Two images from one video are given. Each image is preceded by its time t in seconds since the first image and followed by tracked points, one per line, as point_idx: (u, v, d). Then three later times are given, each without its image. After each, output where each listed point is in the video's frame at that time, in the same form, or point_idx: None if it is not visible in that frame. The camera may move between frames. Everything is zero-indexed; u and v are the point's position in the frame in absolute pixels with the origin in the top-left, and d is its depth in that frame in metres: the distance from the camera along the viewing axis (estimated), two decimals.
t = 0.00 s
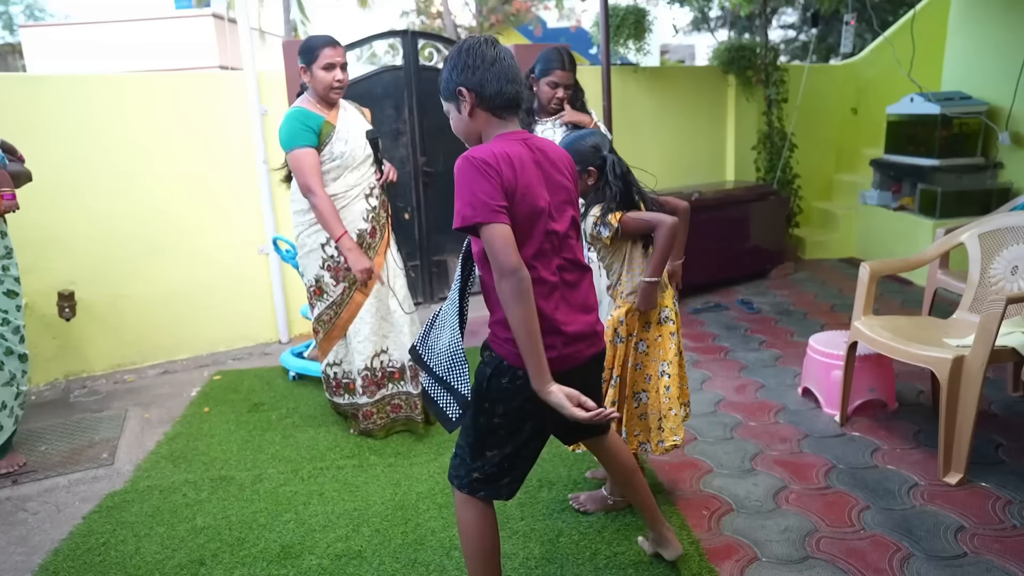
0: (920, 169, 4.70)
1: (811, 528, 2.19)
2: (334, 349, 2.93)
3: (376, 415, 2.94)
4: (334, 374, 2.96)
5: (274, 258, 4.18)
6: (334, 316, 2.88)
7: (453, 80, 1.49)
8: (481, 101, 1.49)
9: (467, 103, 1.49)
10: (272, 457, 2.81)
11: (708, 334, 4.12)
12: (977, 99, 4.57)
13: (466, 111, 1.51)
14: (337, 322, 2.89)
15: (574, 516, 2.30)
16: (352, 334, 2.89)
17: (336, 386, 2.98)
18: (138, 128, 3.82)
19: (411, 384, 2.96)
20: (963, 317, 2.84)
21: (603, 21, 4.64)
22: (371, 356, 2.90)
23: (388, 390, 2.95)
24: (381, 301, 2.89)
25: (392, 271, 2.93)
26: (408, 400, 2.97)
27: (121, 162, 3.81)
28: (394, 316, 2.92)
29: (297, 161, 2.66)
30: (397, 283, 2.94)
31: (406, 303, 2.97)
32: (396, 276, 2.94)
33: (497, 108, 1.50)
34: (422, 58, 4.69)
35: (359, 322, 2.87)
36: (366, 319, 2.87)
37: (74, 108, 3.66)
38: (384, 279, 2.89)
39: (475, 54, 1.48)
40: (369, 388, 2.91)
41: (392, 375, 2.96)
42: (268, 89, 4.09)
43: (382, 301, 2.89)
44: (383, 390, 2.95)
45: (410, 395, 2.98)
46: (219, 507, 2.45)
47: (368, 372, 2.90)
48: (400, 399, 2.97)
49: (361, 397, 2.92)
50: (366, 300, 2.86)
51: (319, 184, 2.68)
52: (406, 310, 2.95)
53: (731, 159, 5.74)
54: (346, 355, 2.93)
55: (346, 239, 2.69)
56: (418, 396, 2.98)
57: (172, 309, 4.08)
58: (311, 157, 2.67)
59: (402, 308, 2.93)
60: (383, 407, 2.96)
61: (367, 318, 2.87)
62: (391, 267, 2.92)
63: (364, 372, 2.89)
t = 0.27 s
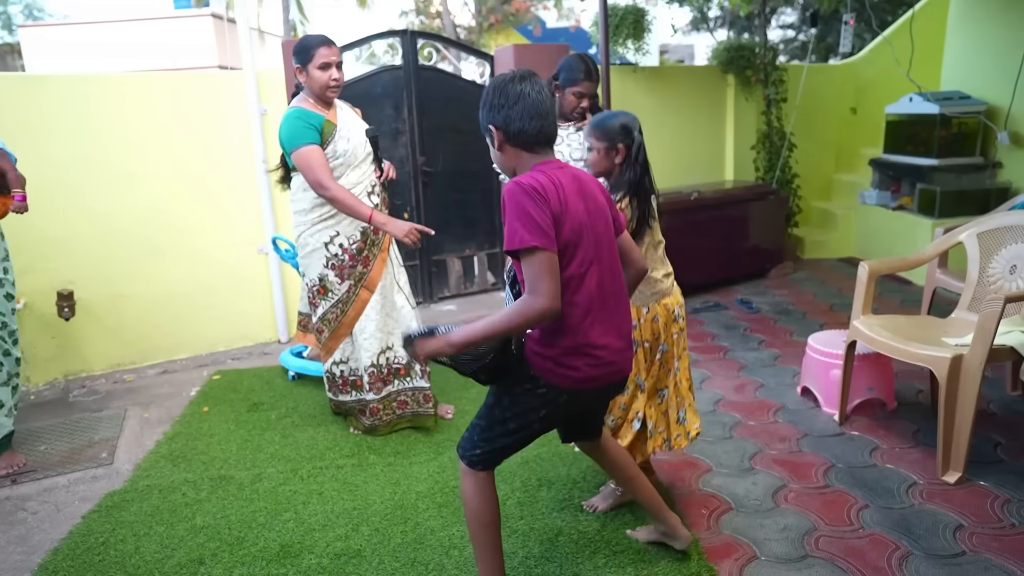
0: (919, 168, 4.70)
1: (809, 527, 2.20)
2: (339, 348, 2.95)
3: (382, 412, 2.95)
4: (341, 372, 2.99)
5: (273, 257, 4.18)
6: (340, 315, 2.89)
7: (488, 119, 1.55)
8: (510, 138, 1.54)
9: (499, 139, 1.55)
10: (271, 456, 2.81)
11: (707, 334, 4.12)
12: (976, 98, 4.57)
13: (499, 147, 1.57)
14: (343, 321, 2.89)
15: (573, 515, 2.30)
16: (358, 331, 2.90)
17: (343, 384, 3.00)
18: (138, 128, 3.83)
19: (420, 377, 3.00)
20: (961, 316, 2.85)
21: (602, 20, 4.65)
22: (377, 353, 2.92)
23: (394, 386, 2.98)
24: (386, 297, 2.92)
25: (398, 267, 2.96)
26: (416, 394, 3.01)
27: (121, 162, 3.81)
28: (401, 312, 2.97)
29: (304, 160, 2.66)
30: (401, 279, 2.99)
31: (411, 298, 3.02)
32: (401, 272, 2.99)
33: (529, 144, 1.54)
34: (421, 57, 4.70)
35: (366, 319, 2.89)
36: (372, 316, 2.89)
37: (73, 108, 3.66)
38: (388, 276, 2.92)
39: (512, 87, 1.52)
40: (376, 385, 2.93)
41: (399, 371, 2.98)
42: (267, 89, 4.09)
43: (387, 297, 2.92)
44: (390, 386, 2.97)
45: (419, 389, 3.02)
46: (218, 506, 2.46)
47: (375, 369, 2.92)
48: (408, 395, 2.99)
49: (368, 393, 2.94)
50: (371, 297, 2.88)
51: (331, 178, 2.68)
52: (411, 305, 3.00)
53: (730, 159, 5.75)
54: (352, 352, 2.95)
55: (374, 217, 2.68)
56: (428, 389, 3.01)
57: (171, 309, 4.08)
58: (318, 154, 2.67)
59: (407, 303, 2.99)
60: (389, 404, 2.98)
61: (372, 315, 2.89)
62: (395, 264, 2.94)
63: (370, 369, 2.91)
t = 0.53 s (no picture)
0: (917, 169, 4.71)
1: (806, 527, 2.20)
2: (339, 348, 2.96)
3: (383, 410, 2.98)
4: (339, 372, 2.99)
5: (271, 258, 4.18)
6: (340, 315, 2.91)
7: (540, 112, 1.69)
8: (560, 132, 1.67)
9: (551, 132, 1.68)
10: (270, 457, 2.82)
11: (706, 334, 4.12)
12: (974, 99, 4.58)
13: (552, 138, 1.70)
14: (343, 321, 2.91)
15: (571, 515, 2.30)
16: (358, 331, 2.91)
17: (341, 384, 3.00)
18: (137, 129, 3.83)
19: (420, 377, 3.02)
20: (959, 316, 2.85)
21: (601, 21, 4.65)
22: (377, 352, 2.93)
23: (394, 384, 3.01)
24: (387, 298, 2.94)
25: (398, 267, 2.97)
26: (416, 393, 3.03)
27: (121, 162, 3.82)
28: (402, 313, 2.99)
29: (299, 164, 2.66)
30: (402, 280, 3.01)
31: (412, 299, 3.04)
32: (403, 273, 3.00)
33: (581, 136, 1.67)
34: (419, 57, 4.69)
35: (366, 319, 2.90)
36: (373, 317, 2.90)
37: (72, 109, 3.67)
38: (388, 277, 2.92)
39: (563, 86, 1.64)
40: (376, 383, 2.96)
41: (398, 370, 3.01)
42: (266, 89, 4.10)
43: (388, 298, 2.93)
44: (389, 385, 3.00)
45: (419, 388, 3.04)
46: (216, 506, 2.46)
47: (375, 368, 2.94)
48: (406, 393, 3.02)
49: (368, 392, 2.96)
50: (372, 298, 2.89)
51: (318, 187, 2.70)
52: (412, 306, 3.02)
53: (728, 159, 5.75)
54: (352, 352, 2.96)
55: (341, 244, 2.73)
56: (427, 389, 3.03)
57: (170, 309, 4.09)
58: (313, 158, 2.68)
59: (408, 303, 3.01)
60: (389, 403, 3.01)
61: (373, 315, 2.90)
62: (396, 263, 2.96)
63: (370, 368, 2.93)
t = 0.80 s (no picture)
0: (915, 169, 4.72)
1: (805, 526, 2.21)
2: (348, 344, 2.95)
3: (385, 407, 2.99)
4: (346, 367, 2.97)
5: (272, 258, 4.19)
6: (350, 310, 2.91)
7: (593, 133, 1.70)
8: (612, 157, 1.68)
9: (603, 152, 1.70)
10: (270, 456, 2.82)
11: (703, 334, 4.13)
12: (972, 99, 4.59)
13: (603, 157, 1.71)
14: (352, 318, 2.91)
15: (571, 514, 2.31)
16: (367, 327, 2.92)
17: (347, 379, 2.99)
18: (137, 129, 3.84)
19: (421, 375, 3.05)
20: (956, 316, 2.86)
21: (600, 21, 4.66)
22: (384, 349, 2.95)
23: (397, 381, 3.04)
24: (396, 294, 2.97)
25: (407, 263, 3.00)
26: (416, 391, 3.07)
27: (121, 162, 3.82)
28: (408, 311, 3.01)
29: (298, 161, 2.70)
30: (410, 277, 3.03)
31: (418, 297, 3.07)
32: (410, 271, 3.02)
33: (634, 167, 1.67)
34: (419, 57, 4.70)
35: (373, 316, 2.91)
36: (383, 312, 2.91)
37: (72, 109, 3.67)
38: (398, 273, 2.96)
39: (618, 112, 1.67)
40: (381, 381, 2.97)
41: (401, 367, 3.04)
42: (266, 89, 4.10)
43: (396, 295, 2.96)
44: (392, 382, 3.03)
45: (420, 385, 3.07)
46: (217, 505, 2.47)
47: (381, 365, 2.95)
48: (407, 391, 3.06)
49: (372, 389, 2.97)
50: (382, 293, 2.92)
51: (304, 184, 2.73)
52: (418, 305, 3.04)
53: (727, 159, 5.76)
54: (359, 349, 2.95)
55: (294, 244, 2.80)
56: (428, 386, 3.06)
57: (170, 309, 4.09)
58: (311, 157, 2.70)
59: (415, 301, 3.03)
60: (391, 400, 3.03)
61: (382, 311, 2.92)
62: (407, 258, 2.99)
63: (377, 365, 2.94)
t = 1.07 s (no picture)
0: (912, 169, 4.73)
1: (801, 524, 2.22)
2: (352, 338, 2.97)
3: (388, 404, 3.02)
4: (348, 361, 2.99)
5: (270, 258, 4.20)
6: (352, 306, 2.93)
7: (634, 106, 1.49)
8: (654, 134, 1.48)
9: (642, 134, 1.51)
10: (268, 455, 2.83)
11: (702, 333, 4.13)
12: (970, 99, 4.60)
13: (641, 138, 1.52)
14: (355, 313, 2.93)
15: (569, 513, 2.32)
16: (369, 324, 2.94)
17: (350, 373, 3.00)
18: (136, 128, 3.84)
19: (428, 374, 3.05)
20: (953, 315, 2.87)
21: (598, 22, 4.66)
22: (386, 346, 2.96)
23: (403, 379, 3.04)
24: (401, 293, 2.96)
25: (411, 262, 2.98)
26: (423, 390, 3.06)
27: (120, 162, 3.83)
28: (415, 310, 3.00)
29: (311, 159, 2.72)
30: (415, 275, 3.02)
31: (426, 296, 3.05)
32: (416, 270, 3.02)
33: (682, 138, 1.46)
34: (418, 57, 4.70)
35: (376, 314, 2.93)
36: (385, 310, 2.93)
37: (71, 109, 3.67)
38: (401, 272, 2.95)
39: (660, 74, 1.44)
40: (384, 377, 2.99)
41: (407, 366, 3.03)
42: (265, 89, 4.11)
43: (400, 294, 2.95)
44: (397, 380, 3.03)
45: (427, 384, 3.07)
46: (215, 504, 2.47)
47: (382, 362, 2.97)
48: (414, 389, 3.06)
49: (374, 385, 2.99)
50: (383, 292, 2.92)
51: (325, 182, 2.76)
52: (425, 304, 3.03)
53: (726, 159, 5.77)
54: (362, 344, 2.97)
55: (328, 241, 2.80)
56: (435, 386, 3.05)
57: (169, 308, 4.10)
58: (326, 155, 2.73)
59: (420, 301, 3.02)
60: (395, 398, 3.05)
61: (384, 309, 2.93)
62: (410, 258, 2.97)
63: (379, 361, 2.96)
